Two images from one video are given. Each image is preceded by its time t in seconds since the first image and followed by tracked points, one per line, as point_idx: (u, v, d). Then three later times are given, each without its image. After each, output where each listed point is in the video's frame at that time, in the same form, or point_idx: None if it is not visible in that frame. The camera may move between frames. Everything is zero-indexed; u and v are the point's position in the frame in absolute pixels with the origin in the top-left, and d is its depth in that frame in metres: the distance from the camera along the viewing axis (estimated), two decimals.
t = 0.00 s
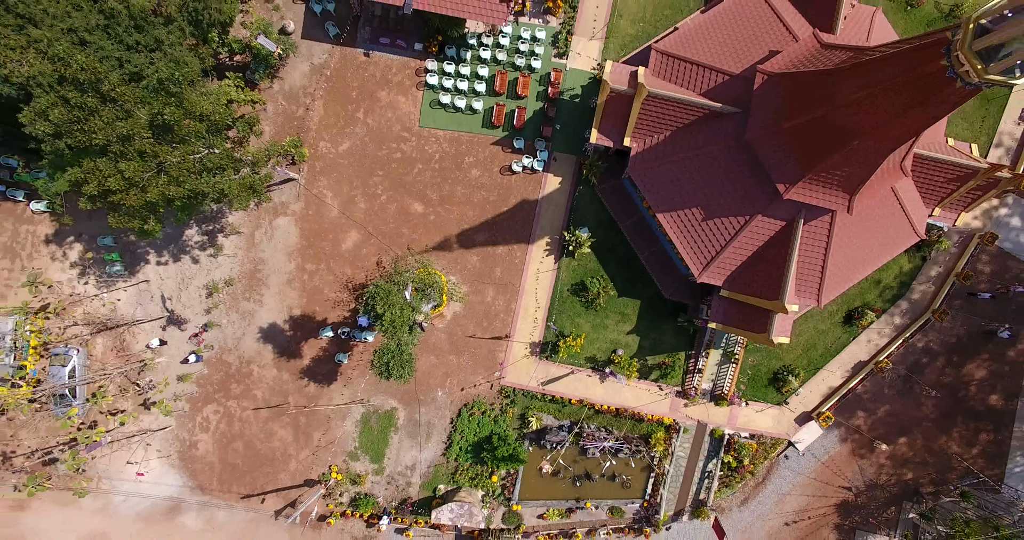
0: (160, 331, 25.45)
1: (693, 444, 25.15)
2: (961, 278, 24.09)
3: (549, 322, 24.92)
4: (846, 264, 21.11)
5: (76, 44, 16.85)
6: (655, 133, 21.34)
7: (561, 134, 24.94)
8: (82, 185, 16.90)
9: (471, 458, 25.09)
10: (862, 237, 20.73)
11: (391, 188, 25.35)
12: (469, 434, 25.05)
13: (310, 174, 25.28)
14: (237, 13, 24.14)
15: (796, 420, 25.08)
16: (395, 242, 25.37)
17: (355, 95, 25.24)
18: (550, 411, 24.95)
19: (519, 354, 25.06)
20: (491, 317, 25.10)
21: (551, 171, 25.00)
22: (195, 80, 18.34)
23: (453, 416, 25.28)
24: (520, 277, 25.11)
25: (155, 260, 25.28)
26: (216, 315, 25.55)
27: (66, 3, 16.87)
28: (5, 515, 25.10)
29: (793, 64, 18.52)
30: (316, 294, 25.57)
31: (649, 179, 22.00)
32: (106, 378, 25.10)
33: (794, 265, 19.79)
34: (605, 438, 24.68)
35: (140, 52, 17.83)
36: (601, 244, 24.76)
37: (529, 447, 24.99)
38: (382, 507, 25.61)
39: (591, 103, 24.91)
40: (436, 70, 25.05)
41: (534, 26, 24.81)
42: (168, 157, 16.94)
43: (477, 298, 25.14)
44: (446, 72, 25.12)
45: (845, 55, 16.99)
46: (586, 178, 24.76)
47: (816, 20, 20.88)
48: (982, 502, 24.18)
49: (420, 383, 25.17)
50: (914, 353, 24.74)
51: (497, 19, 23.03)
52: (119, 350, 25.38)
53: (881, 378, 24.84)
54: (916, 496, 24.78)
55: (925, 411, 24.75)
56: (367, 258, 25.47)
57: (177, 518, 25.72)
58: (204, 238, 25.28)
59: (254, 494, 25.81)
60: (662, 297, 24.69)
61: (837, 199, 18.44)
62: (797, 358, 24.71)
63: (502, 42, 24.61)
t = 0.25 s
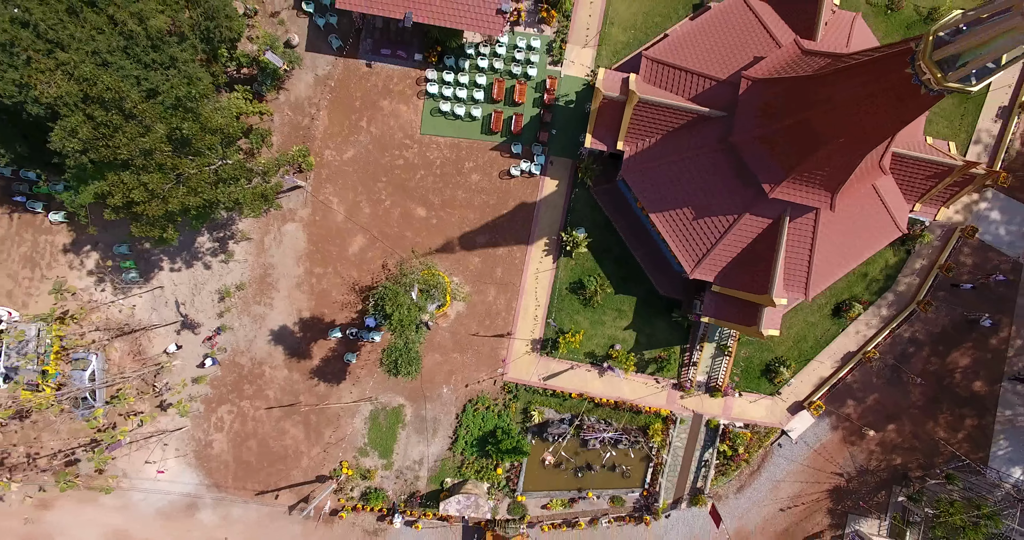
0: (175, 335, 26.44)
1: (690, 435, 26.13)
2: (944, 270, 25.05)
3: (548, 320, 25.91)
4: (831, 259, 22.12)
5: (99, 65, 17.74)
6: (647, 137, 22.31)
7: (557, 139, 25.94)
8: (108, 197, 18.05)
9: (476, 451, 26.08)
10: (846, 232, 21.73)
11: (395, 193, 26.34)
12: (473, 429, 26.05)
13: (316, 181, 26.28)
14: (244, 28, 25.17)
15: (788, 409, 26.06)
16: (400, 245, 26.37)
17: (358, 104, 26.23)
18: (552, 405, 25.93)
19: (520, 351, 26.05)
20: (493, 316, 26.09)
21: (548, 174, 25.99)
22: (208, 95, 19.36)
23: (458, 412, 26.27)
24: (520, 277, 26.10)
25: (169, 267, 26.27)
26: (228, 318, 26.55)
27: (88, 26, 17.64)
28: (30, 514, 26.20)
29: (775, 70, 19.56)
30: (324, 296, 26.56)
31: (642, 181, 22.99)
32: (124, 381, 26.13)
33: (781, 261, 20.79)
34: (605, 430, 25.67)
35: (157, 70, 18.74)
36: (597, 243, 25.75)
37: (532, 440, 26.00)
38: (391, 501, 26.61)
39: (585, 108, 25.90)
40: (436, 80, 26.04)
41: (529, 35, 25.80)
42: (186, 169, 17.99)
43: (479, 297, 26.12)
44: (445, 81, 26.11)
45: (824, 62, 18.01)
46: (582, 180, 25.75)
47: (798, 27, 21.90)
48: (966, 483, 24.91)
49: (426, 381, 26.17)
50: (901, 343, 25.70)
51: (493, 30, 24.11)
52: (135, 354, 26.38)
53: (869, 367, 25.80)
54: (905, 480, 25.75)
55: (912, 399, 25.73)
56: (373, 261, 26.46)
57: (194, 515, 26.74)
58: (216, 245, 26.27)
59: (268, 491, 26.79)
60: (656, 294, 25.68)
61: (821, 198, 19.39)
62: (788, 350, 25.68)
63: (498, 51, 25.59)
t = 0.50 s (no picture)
0: (190, 345, 27.44)
1: (689, 423, 27.12)
2: (928, 256, 26.03)
3: (549, 317, 26.91)
4: (817, 249, 23.13)
5: (116, 91, 18.79)
6: (637, 138, 23.31)
7: (551, 142, 26.95)
8: (129, 215, 19.15)
9: (484, 446, 27.08)
10: (829, 223, 22.77)
11: (397, 200, 27.33)
12: (481, 424, 27.04)
13: (321, 191, 27.27)
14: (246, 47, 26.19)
15: (783, 395, 27.06)
16: (404, 251, 27.37)
17: (359, 116, 27.22)
18: (555, 399, 26.94)
19: (523, 348, 27.05)
20: (496, 315, 27.09)
21: (544, 177, 26.99)
22: (217, 114, 20.53)
23: (465, 409, 27.26)
24: (520, 277, 27.10)
25: (182, 279, 27.27)
26: (241, 326, 27.53)
27: (103, 53, 18.64)
28: (59, 520, 27.34)
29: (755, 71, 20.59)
30: (333, 302, 27.55)
31: (634, 181, 23.98)
32: (143, 390, 27.14)
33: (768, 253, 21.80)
34: (607, 421, 26.68)
35: (169, 92, 19.82)
36: (594, 242, 26.74)
37: (537, 433, 27.01)
38: (404, 497, 27.60)
39: (577, 112, 26.90)
40: (433, 89, 27.02)
41: (521, 44, 26.81)
42: (202, 187, 19.13)
43: (481, 298, 27.13)
44: (442, 91, 27.11)
45: (801, 63, 19.05)
46: (576, 182, 26.76)
47: (778, 28, 22.88)
48: (955, 460, 25.95)
49: (433, 380, 27.17)
50: (890, 328, 26.68)
51: (486, 41, 25.13)
52: (152, 365, 27.40)
53: (859, 352, 26.79)
54: (898, 459, 26.74)
55: (902, 381, 26.71)
56: (379, 266, 27.47)
57: (215, 517, 27.76)
58: (226, 256, 27.26)
59: (285, 492, 27.80)
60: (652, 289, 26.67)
61: (803, 192, 20.40)
62: (781, 337, 26.67)
63: (492, 60, 26.65)
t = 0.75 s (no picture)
0: (206, 360, 28.44)
1: (691, 407, 28.12)
2: (912, 233, 27.01)
3: (550, 313, 27.90)
4: (803, 233, 24.14)
5: (128, 122, 19.77)
6: (625, 137, 24.32)
7: (543, 145, 27.94)
8: (147, 239, 20.12)
9: (495, 441, 28.08)
10: (813, 208, 23.77)
11: (398, 209, 28.32)
12: (491, 420, 28.03)
13: (324, 205, 28.26)
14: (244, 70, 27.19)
15: (780, 375, 28.04)
16: (407, 257, 28.38)
17: (356, 130, 28.22)
18: (561, 391, 27.94)
19: (527, 344, 28.05)
20: (499, 314, 28.09)
21: (537, 178, 27.98)
22: (224, 137, 21.47)
23: (475, 406, 28.26)
24: (521, 276, 28.09)
25: (194, 297, 28.27)
26: (254, 339, 28.53)
27: (114, 87, 19.63)
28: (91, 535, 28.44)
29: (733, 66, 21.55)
30: (342, 311, 28.54)
31: (624, 178, 24.99)
32: (164, 406, 28.17)
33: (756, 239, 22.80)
34: (612, 409, 27.69)
35: (177, 120, 20.83)
36: (589, 238, 27.74)
37: (546, 425, 28.01)
38: (421, 494, 28.59)
39: (567, 115, 27.88)
40: (426, 100, 28.00)
41: (508, 52, 27.82)
42: (214, 207, 20.00)
43: (484, 298, 28.13)
44: (435, 102, 28.10)
45: (775, 57, 20.05)
46: (569, 181, 27.75)
47: (754, 24, 23.86)
48: (948, 427, 26.97)
49: (443, 380, 28.18)
50: (879, 304, 27.66)
51: (474, 51, 26.13)
52: (171, 381, 28.40)
53: (851, 329, 27.78)
54: (894, 431, 27.73)
55: (894, 355, 27.69)
56: (384, 274, 28.47)
57: (240, 524, 28.78)
58: (236, 273, 28.27)
59: (307, 496, 28.82)
60: (648, 280, 27.66)
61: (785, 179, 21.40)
62: (775, 320, 27.66)
63: (481, 69, 27.63)
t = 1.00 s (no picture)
0: (222, 378, 29.42)
1: (693, 392, 29.10)
2: (894, 211, 27.99)
3: (551, 311, 28.88)
4: (788, 218, 25.10)
5: (138, 154, 20.76)
6: (611, 137, 25.31)
7: (533, 149, 28.94)
8: (164, 264, 21.08)
9: (507, 437, 29.05)
10: (796, 193, 24.74)
11: (398, 220, 29.32)
12: (501, 418, 29.00)
13: (326, 221, 29.25)
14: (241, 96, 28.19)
15: (777, 356, 29.00)
16: (410, 266, 29.37)
17: (353, 146, 29.22)
18: (566, 385, 28.92)
19: (531, 342, 29.03)
20: (502, 315, 29.08)
21: (531, 181, 28.98)
22: (228, 163, 22.42)
23: (485, 405, 29.22)
24: (521, 277, 29.08)
25: (207, 318, 29.25)
26: (267, 355, 29.51)
27: (123, 122, 20.58)
28: None
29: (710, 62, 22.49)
30: (350, 322, 29.53)
31: (613, 176, 25.98)
32: (185, 425, 29.18)
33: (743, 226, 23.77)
34: (617, 399, 28.69)
35: (183, 149, 21.77)
36: (584, 236, 28.73)
37: (554, 419, 29.00)
38: (438, 494, 29.57)
39: (555, 118, 28.88)
40: (418, 114, 29.00)
41: (495, 61, 28.85)
42: (224, 230, 20.90)
43: (487, 301, 29.13)
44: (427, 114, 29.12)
45: (748, 53, 21.04)
46: (562, 183, 28.75)
47: (728, 20, 24.86)
48: (942, 396, 27.95)
49: (452, 382, 29.17)
50: (868, 282, 28.62)
51: (461, 63, 27.13)
52: (190, 401, 29.37)
53: (843, 307, 28.74)
54: (890, 403, 28.70)
55: (886, 329, 28.65)
56: (388, 283, 29.45)
57: (265, 534, 29.75)
58: (246, 291, 29.26)
59: (328, 503, 29.80)
60: (644, 273, 28.62)
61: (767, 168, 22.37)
62: (769, 303, 28.64)
63: (469, 80, 28.66)
